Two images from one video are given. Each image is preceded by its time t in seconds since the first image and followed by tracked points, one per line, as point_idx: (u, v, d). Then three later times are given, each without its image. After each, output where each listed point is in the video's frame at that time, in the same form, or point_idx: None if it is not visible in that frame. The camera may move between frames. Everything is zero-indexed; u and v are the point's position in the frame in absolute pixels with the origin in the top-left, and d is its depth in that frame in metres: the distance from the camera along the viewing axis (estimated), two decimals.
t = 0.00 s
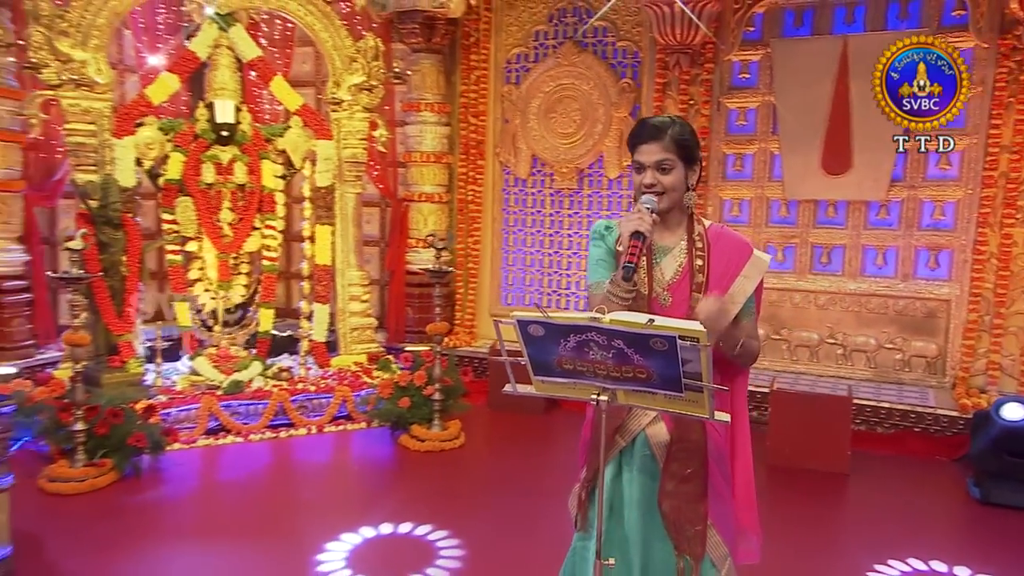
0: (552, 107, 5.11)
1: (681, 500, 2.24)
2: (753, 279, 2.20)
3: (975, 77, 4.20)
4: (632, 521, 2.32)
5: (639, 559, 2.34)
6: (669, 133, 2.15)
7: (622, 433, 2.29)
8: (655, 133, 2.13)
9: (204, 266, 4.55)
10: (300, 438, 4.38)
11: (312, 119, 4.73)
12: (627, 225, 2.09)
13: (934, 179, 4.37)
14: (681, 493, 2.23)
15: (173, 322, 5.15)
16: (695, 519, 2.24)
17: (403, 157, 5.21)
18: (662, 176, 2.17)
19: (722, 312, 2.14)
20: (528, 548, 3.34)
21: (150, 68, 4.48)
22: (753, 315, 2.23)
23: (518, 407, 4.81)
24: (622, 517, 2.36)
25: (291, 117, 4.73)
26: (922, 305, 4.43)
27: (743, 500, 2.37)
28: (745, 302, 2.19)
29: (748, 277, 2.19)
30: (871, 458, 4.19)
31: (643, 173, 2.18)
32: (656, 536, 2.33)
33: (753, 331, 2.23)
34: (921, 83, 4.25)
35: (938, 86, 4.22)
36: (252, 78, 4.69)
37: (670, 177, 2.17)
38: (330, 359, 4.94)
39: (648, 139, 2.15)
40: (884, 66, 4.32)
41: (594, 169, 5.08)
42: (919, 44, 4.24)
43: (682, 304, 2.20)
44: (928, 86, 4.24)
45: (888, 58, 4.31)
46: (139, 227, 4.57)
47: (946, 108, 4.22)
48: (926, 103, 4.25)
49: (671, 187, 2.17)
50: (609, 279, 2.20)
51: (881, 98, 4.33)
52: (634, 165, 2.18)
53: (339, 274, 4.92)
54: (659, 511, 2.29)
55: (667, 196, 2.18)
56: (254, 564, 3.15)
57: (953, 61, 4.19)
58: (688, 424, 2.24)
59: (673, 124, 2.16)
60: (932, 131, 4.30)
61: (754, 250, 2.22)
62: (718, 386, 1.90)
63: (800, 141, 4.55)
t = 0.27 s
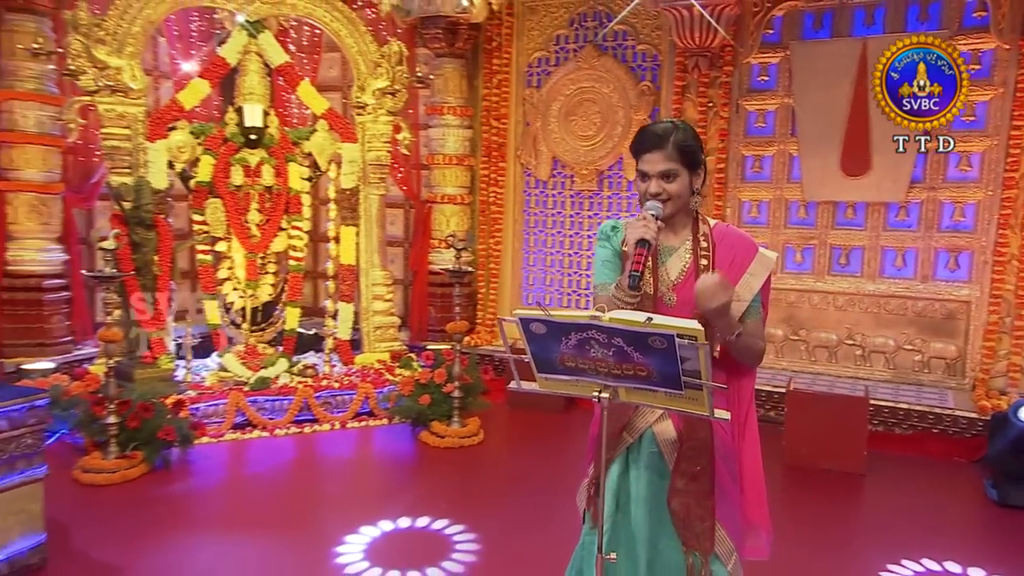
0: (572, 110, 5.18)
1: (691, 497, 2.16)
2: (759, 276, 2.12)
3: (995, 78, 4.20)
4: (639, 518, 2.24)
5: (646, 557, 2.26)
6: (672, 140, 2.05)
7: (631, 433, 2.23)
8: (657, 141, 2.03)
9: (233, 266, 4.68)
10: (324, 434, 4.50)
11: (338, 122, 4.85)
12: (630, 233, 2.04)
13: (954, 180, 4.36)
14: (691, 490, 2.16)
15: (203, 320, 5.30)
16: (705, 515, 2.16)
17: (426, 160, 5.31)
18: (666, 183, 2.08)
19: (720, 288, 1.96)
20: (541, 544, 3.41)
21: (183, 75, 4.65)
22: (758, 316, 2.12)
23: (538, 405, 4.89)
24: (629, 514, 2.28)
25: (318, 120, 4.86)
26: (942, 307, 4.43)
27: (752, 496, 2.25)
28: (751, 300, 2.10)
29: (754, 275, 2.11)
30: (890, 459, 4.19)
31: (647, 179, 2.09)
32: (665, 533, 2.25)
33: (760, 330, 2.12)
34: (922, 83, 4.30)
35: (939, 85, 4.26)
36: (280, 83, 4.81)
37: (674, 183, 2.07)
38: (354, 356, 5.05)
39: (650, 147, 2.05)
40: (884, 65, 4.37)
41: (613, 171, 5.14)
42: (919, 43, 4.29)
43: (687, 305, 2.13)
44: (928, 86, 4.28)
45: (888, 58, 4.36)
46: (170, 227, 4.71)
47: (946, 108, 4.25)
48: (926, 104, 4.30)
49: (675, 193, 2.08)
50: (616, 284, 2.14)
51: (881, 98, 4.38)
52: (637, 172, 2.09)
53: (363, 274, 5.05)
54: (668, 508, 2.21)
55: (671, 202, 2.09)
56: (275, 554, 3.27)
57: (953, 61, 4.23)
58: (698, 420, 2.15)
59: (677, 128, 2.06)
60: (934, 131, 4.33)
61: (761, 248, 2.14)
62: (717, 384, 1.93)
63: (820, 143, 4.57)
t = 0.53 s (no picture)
0: (587, 113, 5.22)
1: (696, 499, 2.12)
2: (759, 279, 2.13)
3: (1010, 80, 4.20)
4: (639, 515, 2.22)
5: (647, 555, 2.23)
6: (669, 146, 2.03)
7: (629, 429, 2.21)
8: (655, 150, 2.02)
9: (253, 266, 4.78)
10: (341, 430, 4.59)
11: (356, 125, 4.94)
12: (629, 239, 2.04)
13: (969, 182, 4.36)
14: (695, 491, 2.12)
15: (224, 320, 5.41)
16: (710, 516, 2.12)
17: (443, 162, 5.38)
18: (664, 189, 2.07)
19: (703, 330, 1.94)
20: (550, 541, 3.46)
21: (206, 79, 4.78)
22: (759, 316, 2.15)
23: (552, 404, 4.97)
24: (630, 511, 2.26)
25: (336, 124, 4.95)
26: (956, 308, 4.42)
27: (756, 498, 2.20)
28: (751, 302, 2.11)
29: (754, 278, 2.12)
30: (903, 461, 4.18)
31: (645, 186, 2.08)
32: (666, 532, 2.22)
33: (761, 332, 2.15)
34: (921, 83, 4.33)
35: (939, 85, 4.29)
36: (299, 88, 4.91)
37: (672, 189, 2.06)
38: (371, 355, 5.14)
39: (647, 155, 2.03)
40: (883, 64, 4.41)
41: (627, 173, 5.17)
42: (918, 43, 4.33)
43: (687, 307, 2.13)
44: (928, 86, 4.32)
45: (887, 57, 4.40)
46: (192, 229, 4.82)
47: (946, 108, 4.29)
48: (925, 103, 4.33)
49: (674, 198, 2.07)
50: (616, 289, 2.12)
51: (881, 97, 4.41)
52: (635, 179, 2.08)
53: (381, 275, 5.14)
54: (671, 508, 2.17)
55: (670, 207, 2.08)
56: (291, 548, 3.35)
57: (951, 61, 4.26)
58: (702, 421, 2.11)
59: (674, 135, 2.05)
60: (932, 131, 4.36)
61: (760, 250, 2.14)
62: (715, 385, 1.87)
63: (833, 144, 4.58)
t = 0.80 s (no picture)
0: (602, 114, 5.24)
1: (698, 498, 2.03)
2: (760, 279, 2.05)
3: None
4: (640, 516, 2.13)
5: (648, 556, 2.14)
6: (672, 139, 2.01)
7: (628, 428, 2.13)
8: (657, 140, 1.99)
9: (272, 266, 4.85)
10: (357, 428, 4.64)
11: (372, 127, 5.00)
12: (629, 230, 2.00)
13: (987, 183, 4.32)
14: (698, 491, 2.03)
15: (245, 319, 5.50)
16: (712, 515, 2.04)
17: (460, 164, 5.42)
18: (666, 183, 2.03)
19: (712, 310, 1.86)
20: (560, 540, 3.48)
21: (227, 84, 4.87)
22: (761, 317, 2.07)
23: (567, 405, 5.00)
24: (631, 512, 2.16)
25: (354, 126, 5.01)
26: (975, 310, 4.37)
27: (758, 499, 2.11)
28: (752, 302, 2.03)
29: (754, 279, 2.04)
30: (919, 463, 4.14)
31: (647, 179, 2.04)
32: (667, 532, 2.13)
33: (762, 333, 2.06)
34: (921, 83, 4.31)
35: (938, 85, 4.28)
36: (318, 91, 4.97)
37: (674, 183, 2.02)
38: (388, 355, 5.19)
39: (650, 146, 2.00)
40: (883, 65, 4.40)
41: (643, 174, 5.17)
42: (918, 43, 4.31)
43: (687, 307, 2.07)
44: (928, 86, 4.30)
45: (887, 57, 4.40)
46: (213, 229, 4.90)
47: (946, 108, 4.28)
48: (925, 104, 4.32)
49: (676, 193, 2.03)
50: (614, 282, 2.07)
51: (882, 97, 4.40)
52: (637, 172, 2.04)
53: (397, 275, 5.19)
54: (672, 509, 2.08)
55: (672, 203, 2.04)
56: (303, 543, 3.40)
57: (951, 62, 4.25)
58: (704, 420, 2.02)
59: (678, 129, 2.02)
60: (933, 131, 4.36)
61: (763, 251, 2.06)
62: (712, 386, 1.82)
63: (848, 145, 4.56)
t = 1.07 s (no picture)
0: (614, 115, 5.24)
1: (693, 497, 2.03)
2: (758, 281, 2.02)
3: None
4: (638, 516, 2.13)
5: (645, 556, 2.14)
6: (677, 136, 2.01)
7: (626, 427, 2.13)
8: (660, 134, 1.99)
9: (285, 266, 4.89)
10: (368, 427, 4.67)
11: (385, 129, 5.04)
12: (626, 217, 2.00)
13: (1003, 183, 4.27)
14: (693, 490, 2.03)
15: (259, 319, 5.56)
16: (708, 515, 2.03)
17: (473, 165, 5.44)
18: (667, 178, 2.02)
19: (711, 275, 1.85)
20: (566, 539, 3.48)
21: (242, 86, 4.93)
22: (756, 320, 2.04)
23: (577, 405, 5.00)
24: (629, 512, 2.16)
25: (366, 127, 5.04)
26: (989, 311, 4.32)
27: (753, 498, 2.11)
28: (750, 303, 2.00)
29: (753, 280, 2.02)
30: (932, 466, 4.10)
31: (649, 174, 2.04)
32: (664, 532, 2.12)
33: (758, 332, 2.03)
34: (921, 83, 4.32)
35: (937, 85, 4.28)
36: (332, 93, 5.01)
37: (676, 179, 2.01)
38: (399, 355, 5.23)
39: (653, 140, 2.01)
40: (883, 66, 4.41)
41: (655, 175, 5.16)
42: (918, 44, 4.32)
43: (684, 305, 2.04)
44: (927, 86, 4.30)
45: (887, 58, 4.41)
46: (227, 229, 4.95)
47: (945, 109, 4.27)
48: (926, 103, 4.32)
49: (677, 190, 2.02)
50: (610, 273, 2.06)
51: (881, 98, 4.42)
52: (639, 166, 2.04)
53: (409, 275, 5.22)
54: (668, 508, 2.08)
55: (673, 199, 2.03)
56: (311, 541, 3.42)
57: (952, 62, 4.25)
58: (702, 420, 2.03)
59: (684, 128, 2.02)
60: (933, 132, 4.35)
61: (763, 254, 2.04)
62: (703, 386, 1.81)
63: (860, 145, 4.53)
